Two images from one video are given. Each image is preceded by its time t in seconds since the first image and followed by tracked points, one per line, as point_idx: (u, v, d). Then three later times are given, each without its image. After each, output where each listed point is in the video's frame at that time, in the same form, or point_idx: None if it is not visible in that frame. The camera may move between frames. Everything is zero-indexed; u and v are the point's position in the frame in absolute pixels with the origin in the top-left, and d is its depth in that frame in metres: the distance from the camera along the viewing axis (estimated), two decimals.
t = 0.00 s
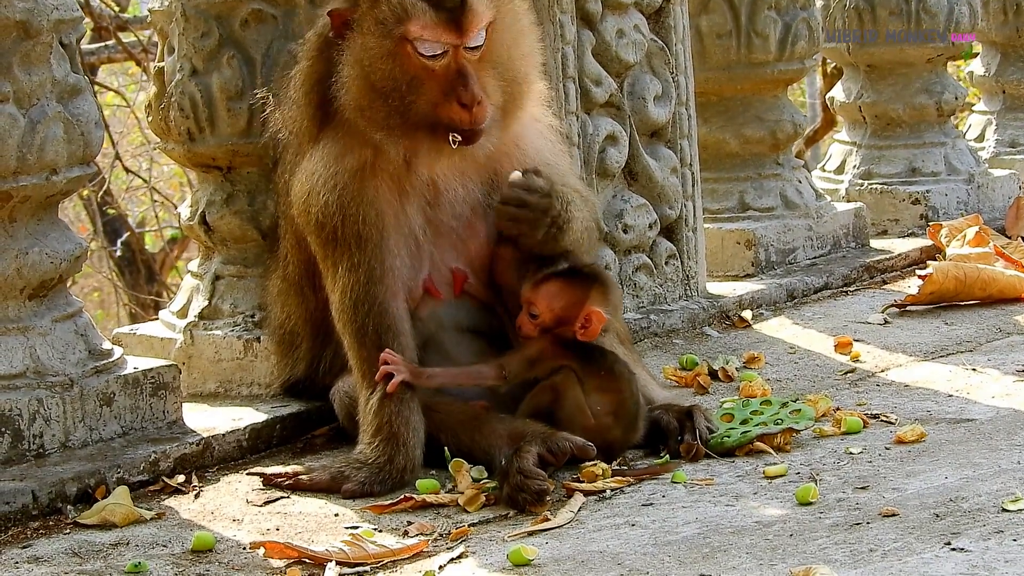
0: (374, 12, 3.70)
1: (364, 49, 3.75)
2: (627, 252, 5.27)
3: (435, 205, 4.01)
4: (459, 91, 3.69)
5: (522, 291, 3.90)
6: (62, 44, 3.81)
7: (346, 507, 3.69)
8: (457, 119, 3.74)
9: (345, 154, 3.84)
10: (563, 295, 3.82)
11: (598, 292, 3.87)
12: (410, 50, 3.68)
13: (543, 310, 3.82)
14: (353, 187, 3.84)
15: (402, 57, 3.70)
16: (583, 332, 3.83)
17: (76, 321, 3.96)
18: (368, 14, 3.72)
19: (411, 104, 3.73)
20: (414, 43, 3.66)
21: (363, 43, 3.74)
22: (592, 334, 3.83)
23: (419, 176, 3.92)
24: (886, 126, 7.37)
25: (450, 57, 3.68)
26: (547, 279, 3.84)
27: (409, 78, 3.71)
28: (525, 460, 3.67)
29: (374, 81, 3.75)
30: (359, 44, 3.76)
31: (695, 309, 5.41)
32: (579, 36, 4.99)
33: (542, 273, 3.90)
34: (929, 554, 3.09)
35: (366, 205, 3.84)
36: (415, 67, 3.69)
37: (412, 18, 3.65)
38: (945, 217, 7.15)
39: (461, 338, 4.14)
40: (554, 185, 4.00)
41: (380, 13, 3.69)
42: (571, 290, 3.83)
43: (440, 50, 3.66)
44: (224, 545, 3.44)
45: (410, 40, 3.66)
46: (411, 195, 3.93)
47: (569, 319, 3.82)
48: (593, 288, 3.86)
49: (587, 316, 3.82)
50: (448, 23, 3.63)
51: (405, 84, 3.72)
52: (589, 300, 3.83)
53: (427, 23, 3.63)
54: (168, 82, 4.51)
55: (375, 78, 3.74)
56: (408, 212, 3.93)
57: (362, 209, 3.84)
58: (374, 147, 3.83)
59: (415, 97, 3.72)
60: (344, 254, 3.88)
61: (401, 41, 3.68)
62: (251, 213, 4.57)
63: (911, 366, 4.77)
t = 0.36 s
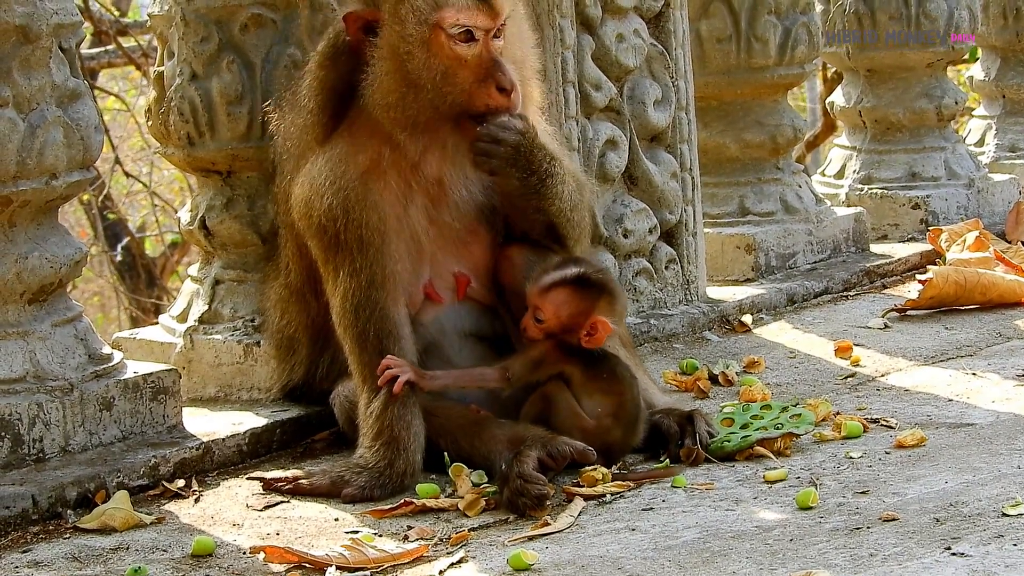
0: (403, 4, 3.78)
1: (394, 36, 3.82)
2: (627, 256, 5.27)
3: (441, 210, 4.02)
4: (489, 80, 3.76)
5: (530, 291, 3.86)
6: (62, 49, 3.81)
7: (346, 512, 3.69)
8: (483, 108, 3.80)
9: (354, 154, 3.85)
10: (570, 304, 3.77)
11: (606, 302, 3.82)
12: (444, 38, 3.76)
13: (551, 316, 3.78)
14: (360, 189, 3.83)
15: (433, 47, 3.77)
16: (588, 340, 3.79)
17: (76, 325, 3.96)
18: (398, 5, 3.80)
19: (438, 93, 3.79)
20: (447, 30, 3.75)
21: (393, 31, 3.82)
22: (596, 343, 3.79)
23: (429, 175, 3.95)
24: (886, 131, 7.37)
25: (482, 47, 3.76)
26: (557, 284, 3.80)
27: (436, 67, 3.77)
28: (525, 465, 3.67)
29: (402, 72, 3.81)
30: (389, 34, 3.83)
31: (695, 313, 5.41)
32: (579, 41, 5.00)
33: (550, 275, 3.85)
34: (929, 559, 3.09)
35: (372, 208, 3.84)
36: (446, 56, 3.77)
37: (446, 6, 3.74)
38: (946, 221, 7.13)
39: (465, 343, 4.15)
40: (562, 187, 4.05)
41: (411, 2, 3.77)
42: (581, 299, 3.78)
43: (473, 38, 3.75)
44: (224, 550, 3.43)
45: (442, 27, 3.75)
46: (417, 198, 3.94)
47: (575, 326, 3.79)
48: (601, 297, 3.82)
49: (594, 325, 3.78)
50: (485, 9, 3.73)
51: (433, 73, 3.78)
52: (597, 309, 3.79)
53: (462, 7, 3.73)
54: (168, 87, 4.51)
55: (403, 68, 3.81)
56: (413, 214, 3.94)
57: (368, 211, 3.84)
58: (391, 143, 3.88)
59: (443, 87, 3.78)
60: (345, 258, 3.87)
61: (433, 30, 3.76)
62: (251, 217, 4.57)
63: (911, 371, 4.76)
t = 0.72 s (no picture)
0: (415, 9, 3.79)
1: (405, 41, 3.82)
2: (628, 262, 5.28)
3: (446, 216, 4.03)
4: (501, 87, 3.77)
5: (522, 302, 3.85)
6: (62, 54, 3.81)
7: (346, 517, 3.69)
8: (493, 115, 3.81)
9: (361, 159, 3.86)
10: (562, 315, 3.76)
11: (598, 311, 3.80)
12: (457, 45, 3.77)
13: (542, 327, 3.78)
14: (366, 194, 3.83)
15: (445, 53, 3.78)
16: (580, 349, 3.78)
17: (76, 330, 3.95)
18: (410, 11, 3.80)
19: (448, 99, 3.80)
20: (459, 36, 3.75)
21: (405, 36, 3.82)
22: (588, 352, 3.78)
23: (436, 182, 3.96)
24: (886, 136, 7.37)
25: (495, 54, 3.76)
26: (549, 296, 3.79)
27: (446, 73, 3.78)
28: (526, 470, 3.67)
29: (412, 78, 3.81)
30: (400, 40, 3.83)
31: (695, 319, 5.41)
32: (579, 46, 5.01)
33: (543, 287, 3.84)
34: (929, 564, 3.09)
35: (378, 213, 3.85)
36: (458, 63, 3.77)
37: (459, 12, 3.75)
38: (946, 227, 7.15)
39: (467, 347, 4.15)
40: (569, 195, 4.06)
41: (423, 9, 3.77)
42: (572, 310, 3.77)
43: (485, 45, 3.76)
44: (224, 555, 3.43)
45: (454, 33, 3.76)
46: (423, 203, 3.95)
47: (567, 338, 3.78)
48: (594, 307, 3.80)
49: (586, 336, 3.76)
50: (498, 16, 3.74)
51: (445, 80, 3.78)
52: (589, 320, 3.78)
53: (475, 14, 3.74)
54: (169, 92, 4.51)
55: (414, 75, 3.81)
56: (419, 219, 3.94)
57: (374, 216, 3.84)
58: (398, 150, 3.88)
59: (454, 93, 3.79)
60: (350, 263, 3.87)
61: (445, 36, 3.76)
62: (251, 223, 4.58)
63: (911, 376, 4.76)
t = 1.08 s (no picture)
0: (422, 24, 3.78)
1: (409, 54, 3.83)
2: (628, 266, 5.28)
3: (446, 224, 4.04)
4: (501, 106, 3.78)
5: (511, 311, 3.86)
6: (63, 59, 3.82)
7: (347, 522, 3.69)
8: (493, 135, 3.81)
9: (362, 168, 3.86)
10: (553, 323, 3.77)
11: (588, 320, 3.81)
12: (461, 64, 3.76)
13: (534, 335, 3.79)
14: (366, 202, 3.84)
15: (449, 71, 3.77)
16: (571, 357, 3.78)
17: (76, 335, 3.96)
18: (415, 25, 3.80)
19: (449, 116, 3.80)
20: (464, 57, 3.76)
21: (409, 50, 3.82)
22: (579, 360, 3.78)
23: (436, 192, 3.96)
24: (886, 141, 7.38)
25: (498, 74, 3.77)
26: (540, 305, 3.80)
27: (449, 89, 3.78)
28: (526, 475, 3.67)
29: (415, 92, 3.81)
30: (405, 54, 3.84)
31: (695, 323, 5.41)
32: (580, 51, 5.02)
33: (533, 295, 3.85)
34: (929, 569, 3.09)
35: (377, 220, 3.85)
36: (461, 81, 3.77)
37: (465, 31, 3.75)
38: (946, 231, 7.15)
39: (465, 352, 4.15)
40: (569, 210, 4.08)
41: (431, 28, 3.77)
42: (562, 317, 3.78)
43: (489, 65, 3.76)
44: (224, 560, 3.43)
45: (459, 53, 3.76)
46: (422, 212, 3.95)
47: (558, 346, 3.78)
48: (584, 315, 3.81)
49: (576, 343, 3.76)
50: (504, 37, 3.75)
51: (446, 96, 3.78)
52: (579, 328, 3.78)
53: (483, 34, 3.74)
54: (169, 97, 4.52)
55: (416, 89, 3.82)
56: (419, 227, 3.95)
57: (374, 224, 3.85)
58: (398, 160, 3.88)
59: (455, 109, 3.79)
60: (349, 269, 3.88)
61: (451, 54, 3.76)
62: (251, 228, 4.58)
63: (911, 381, 4.76)
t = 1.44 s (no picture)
0: (416, 17, 3.76)
1: (404, 48, 3.81)
2: (629, 270, 5.29)
3: (446, 223, 4.04)
4: (496, 101, 3.76)
5: (490, 321, 3.90)
6: (64, 64, 3.82)
7: (347, 526, 3.69)
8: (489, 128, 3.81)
9: (360, 168, 3.87)
10: (529, 323, 3.80)
11: (565, 317, 3.83)
12: (455, 57, 3.75)
13: (513, 340, 3.82)
14: (365, 203, 3.85)
15: (444, 65, 3.76)
16: (554, 355, 3.79)
17: (78, 340, 3.96)
18: (409, 19, 3.78)
19: (446, 109, 3.80)
20: (458, 48, 3.74)
21: (404, 43, 3.81)
22: (563, 355, 3.79)
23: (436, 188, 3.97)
24: (887, 144, 7.38)
25: (493, 66, 3.75)
26: (514, 308, 3.84)
27: (444, 83, 3.77)
28: (527, 478, 3.67)
29: (411, 87, 3.81)
30: (401, 44, 3.82)
31: (696, 327, 5.42)
32: (580, 54, 5.03)
33: (507, 301, 3.89)
34: (930, 573, 3.09)
35: (376, 221, 3.86)
36: (456, 74, 3.76)
37: (462, 23, 3.73)
38: (946, 235, 7.15)
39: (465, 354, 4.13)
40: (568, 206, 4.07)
41: (426, 16, 3.75)
42: (539, 315, 3.82)
43: (483, 57, 3.74)
44: (225, 563, 3.43)
45: (454, 44, 3.74)
46: (421, 211, 3.96)
47: (540, 345, 3.81)
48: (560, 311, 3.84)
49: (557, 339, 3.77)
50: (497, 29, 3.74)
51: (442, 88, 3.78)
52: (556, 324, 3.80)
53: (478, 27, 3.72)
54: (170, 101, 4.52)
55: (413, 83, 3.81)
56: (418, 228, 3.96)
57: (374, 225, 3.85)
58: (396, 160, 3.88)
59: (452, 104, 3.79)
60: (349, 273, 3.89)
61: (445, 46, 3.74)
62: (252, 232, 4.59)
63: (912, 384, 4.76)
